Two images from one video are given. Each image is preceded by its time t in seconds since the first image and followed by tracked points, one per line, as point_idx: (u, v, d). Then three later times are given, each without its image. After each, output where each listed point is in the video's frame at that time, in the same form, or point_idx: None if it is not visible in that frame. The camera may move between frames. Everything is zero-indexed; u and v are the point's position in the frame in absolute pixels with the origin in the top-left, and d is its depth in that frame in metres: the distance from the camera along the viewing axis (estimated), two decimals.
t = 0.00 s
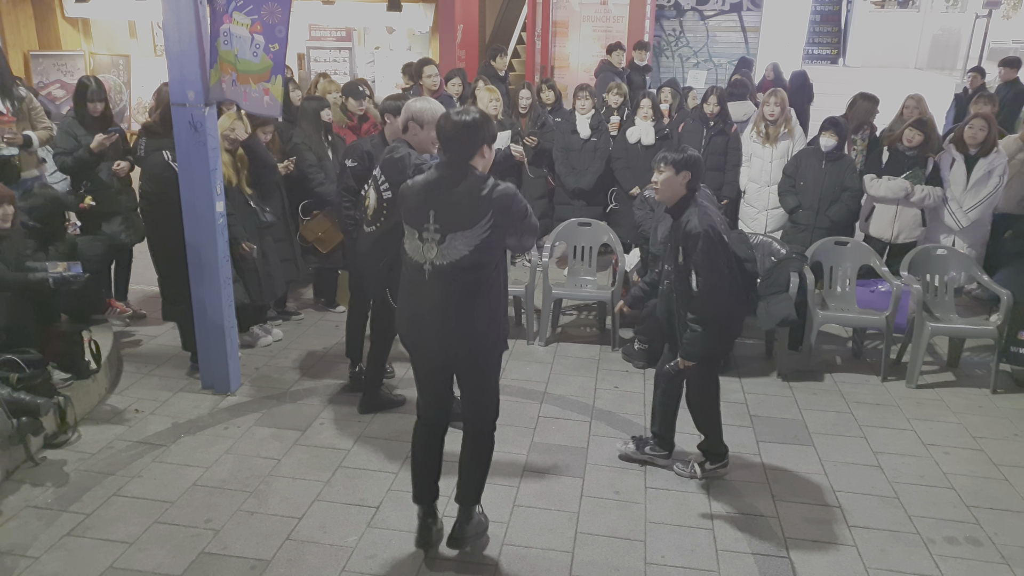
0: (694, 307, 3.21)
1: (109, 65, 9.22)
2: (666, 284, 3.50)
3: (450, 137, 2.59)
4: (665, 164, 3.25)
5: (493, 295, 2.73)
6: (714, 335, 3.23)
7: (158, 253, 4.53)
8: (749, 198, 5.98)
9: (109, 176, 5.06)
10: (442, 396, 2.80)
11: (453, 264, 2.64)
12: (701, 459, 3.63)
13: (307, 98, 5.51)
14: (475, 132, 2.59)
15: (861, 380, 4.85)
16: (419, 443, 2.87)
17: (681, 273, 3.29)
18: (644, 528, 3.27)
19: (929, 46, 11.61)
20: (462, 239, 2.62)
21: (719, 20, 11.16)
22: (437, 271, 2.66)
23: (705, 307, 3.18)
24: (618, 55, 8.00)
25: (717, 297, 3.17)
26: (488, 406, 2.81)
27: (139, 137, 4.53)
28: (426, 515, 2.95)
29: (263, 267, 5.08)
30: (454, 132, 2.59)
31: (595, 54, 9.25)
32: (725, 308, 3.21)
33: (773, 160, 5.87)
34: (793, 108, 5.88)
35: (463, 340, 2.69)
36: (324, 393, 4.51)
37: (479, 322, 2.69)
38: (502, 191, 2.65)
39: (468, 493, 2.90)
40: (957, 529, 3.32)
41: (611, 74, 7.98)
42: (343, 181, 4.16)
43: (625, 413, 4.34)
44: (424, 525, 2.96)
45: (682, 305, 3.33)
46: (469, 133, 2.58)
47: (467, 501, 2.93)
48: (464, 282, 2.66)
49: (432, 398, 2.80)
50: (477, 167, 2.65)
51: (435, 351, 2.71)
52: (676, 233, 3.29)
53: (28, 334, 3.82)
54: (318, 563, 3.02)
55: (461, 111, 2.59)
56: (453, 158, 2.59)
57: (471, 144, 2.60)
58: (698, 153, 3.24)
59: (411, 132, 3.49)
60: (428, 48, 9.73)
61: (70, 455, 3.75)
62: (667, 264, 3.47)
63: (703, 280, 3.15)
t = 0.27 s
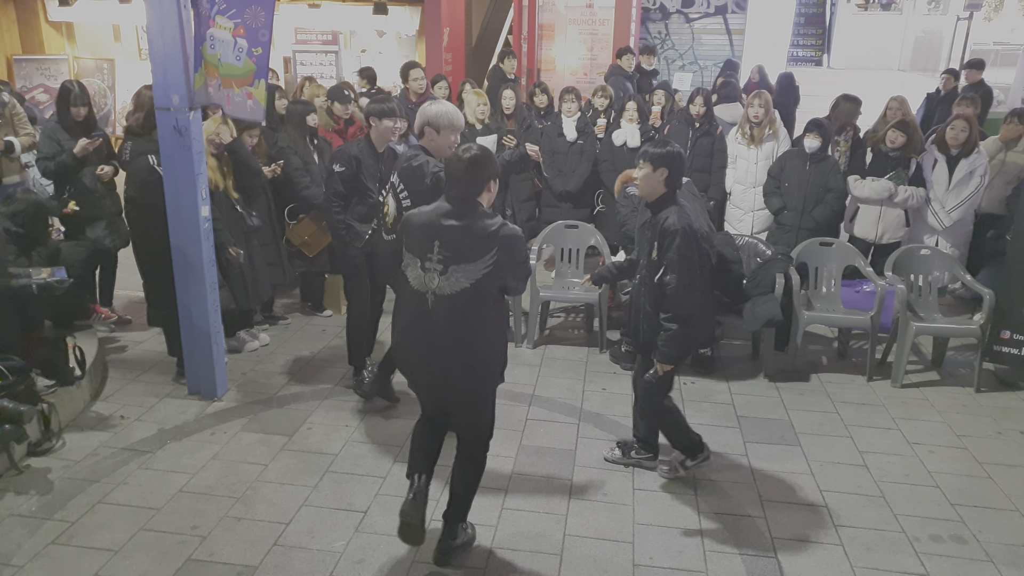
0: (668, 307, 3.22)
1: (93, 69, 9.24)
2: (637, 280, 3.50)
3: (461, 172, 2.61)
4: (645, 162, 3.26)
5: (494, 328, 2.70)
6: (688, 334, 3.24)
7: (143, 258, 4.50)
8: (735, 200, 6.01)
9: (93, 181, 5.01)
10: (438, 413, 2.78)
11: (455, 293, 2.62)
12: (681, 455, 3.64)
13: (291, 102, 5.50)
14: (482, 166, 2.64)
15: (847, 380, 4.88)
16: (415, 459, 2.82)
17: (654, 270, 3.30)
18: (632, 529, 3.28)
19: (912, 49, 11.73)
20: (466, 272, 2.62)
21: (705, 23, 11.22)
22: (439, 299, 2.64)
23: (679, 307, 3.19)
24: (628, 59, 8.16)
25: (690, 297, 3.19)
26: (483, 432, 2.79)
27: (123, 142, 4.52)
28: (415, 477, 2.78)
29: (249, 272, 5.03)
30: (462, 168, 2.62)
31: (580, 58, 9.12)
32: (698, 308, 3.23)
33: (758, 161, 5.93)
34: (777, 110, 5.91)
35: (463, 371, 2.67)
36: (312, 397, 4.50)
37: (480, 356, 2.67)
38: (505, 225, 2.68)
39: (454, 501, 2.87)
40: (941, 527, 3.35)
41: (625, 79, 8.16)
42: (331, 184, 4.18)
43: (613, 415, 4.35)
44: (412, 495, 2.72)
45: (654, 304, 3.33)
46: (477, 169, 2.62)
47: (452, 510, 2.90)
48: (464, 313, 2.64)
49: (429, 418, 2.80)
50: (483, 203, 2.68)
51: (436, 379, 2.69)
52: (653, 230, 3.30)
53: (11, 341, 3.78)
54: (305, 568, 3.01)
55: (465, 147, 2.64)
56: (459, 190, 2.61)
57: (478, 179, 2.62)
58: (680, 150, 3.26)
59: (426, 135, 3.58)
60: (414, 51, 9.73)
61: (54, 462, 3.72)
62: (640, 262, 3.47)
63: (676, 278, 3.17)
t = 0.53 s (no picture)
0: (640, 314, 3.23)
1: (75, 71, 9.30)
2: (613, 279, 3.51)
3: (451, 151, 2.58)
4: (621, 162, 3.24)
5: (485, 308, 2.73)
6: (658, 340, 3.27)
7: (126, 262, 4.48)
8: (720, 201, 6.04)
9: (74, 184, 4.98)
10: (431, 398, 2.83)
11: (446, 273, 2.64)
12: (618, 466, 3.62)
13: (276, 103, 5.47)
14: (472, 145, 2.61)
15: (830, 379, 4.91)
16: (413, 449, 2.90)
17: (628, 274, 3.31)
18: (618, 529, 3.30)
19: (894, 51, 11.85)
20: (456, 251, 2.63)
21: (690, 25, 11.28)
22: (430, 279, 2.65)
23: (649, 313, 3.21)
24: (637, 61, 8.38)
25: (661, 303, 3.20)
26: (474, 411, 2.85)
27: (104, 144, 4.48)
28: (415, 467, 2.87)
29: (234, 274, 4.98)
30: (450, 144, 2.58)
31: (566, 59, 9.09)
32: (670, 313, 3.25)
33: (743, 162, 5.95)
34: (761, 111, 5.95)
35: (455, 354, 2.71)
36: (298, 401, 4.48)
37: (471, 335, 2.71)
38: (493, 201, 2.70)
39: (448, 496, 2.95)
40: (923, 524, 3.38)
41: (634, 81, 8.37)
42: (316, 193, 4.11)
43: (599, 416, 4.36)
44: (416, 485, 2.84)
45: (628, 309, 3.35)
46: (467, 147, 2.60)
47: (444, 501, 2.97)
48: (455, 292, 2.66)
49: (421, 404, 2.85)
50: (472, 181, 2.67)
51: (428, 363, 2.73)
52: (628, 233, 3.30)
53: None
54: (290, 571, 2.99)
55: (457, 125, 2.58)
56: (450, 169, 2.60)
57: (467, 159, 2.62)
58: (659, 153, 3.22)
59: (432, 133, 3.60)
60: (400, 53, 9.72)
61: (35, 468, 3.69)
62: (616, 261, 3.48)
63: (649, 284, 3.19)
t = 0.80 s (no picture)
0: (614, 316, 3.23)
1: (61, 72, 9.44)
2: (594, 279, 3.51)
3: (443, 152, 2.65)
4: (604, 163, 3.24)
5: (475, 299, 2.74)
6: (632, 342, 3.27)
7: (114, 263, 4.45)
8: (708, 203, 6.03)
9: (60, 186, 4.93)
10: (420, 390, 2.86)
11: (439, 270, 2.64)
12: (608, 467, 3.62)
13: (264, 105, 5.44)
14: (464, 145, 2.67)
15: (819, 379, 4.94)
16: (409, 445, 2.93)
17: (605, 277, 3.31)
18: (608, 530, 3.31)
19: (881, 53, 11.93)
20: (450, 247, 2.62)
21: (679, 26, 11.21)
22: (424, 276, 2.66)
23: (623, 315, 3.21)
24: (648, 67, 8.87)
25: (635, 306, 3.20)
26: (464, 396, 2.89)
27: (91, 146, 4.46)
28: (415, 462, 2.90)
29: (225, 278, 4.96)
30: (443, 146, 2.65)
31: (556, 61, 9.08)
32: (644, 315, 3.24)
33: (731, 164, 5.96)
34: (749, 113, 5.96)
35: (443, 347, 2.73)
36: (287, 403, 4.46)
37: (460, 326, 2.73)
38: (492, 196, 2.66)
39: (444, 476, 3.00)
40: (910, 523, 3.40)
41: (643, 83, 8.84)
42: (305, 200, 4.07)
43: (589, 417, 4.37)
44: (422, 481, 2.82)
45: (603, 311, 3.35)
46: (458, 146, 2.66)
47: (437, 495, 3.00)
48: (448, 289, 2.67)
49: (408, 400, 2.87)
50: (462, 179, 2.72)
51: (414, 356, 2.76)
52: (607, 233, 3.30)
53: None
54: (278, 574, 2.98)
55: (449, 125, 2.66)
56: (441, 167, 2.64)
57: (458, 158, 2.67)
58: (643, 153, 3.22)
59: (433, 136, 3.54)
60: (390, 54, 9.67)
61: (21, 471, 3.66)
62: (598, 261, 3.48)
63: (623, 286, 3.19)
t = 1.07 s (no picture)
0: (600, 315, 3.23)
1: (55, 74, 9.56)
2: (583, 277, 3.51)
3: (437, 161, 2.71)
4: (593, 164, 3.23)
5: (462, 294, 2.79)
6: (618, 342, 3.26)
7: (108, 265, 4.43)
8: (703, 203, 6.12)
9: (54, 189, 4.91)
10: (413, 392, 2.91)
11: (426, 267, 2.69)
12: (604, 468, 3.62)
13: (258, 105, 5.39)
14: (455, 161, 2.72)
15: (815, 380, 4.95)
16: (393, 446, 2.94)
17: (593, 276, 3.31)
18: (603, 531, 3.31)
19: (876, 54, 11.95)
20: (436, 245, 2.66)
21: (673, 28, 11.26)
22: (411, 273, 2.71)
23: (609, 315, 3.21)
24: (669, 68, 8.70)
25: (621, 306, 3.20)
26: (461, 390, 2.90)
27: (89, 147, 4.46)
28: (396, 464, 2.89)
29: (220, 278, 4.99)
30: (436, 158, 2.70)
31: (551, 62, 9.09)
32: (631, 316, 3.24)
33: (726, 163, 5.98)
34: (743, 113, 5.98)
35: (427, 341, 2.78)
36: (283, 405, 4.46)
37: (447, 320, 2.78)
38: (481, 202, 2.73)
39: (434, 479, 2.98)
40: (906, 523, 3.42)
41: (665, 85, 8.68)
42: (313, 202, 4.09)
43: (585, 418, 4.37)
44: (399, 480, 2.85)
45: (589, 311, 3.34)
46: (453, 157, 2.72)
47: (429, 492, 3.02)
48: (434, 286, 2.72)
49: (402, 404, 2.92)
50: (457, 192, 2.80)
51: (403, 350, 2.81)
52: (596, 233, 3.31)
53: None
54: None
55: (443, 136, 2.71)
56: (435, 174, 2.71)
57: (451, 170, 2.73)
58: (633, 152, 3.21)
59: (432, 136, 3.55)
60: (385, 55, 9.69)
61: (17, 474, 3.65)
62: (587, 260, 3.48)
63: (609, 286, 3.19)
